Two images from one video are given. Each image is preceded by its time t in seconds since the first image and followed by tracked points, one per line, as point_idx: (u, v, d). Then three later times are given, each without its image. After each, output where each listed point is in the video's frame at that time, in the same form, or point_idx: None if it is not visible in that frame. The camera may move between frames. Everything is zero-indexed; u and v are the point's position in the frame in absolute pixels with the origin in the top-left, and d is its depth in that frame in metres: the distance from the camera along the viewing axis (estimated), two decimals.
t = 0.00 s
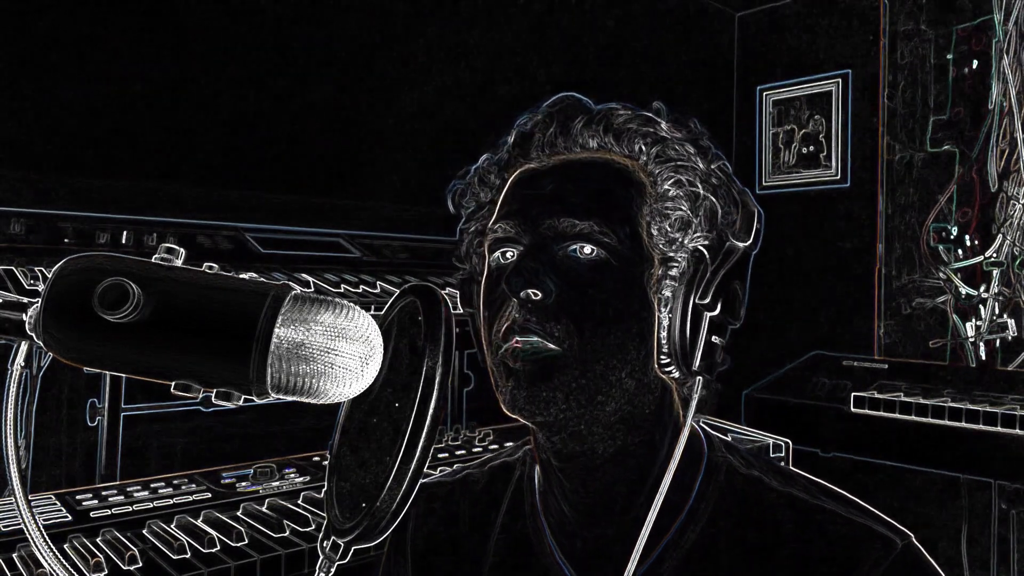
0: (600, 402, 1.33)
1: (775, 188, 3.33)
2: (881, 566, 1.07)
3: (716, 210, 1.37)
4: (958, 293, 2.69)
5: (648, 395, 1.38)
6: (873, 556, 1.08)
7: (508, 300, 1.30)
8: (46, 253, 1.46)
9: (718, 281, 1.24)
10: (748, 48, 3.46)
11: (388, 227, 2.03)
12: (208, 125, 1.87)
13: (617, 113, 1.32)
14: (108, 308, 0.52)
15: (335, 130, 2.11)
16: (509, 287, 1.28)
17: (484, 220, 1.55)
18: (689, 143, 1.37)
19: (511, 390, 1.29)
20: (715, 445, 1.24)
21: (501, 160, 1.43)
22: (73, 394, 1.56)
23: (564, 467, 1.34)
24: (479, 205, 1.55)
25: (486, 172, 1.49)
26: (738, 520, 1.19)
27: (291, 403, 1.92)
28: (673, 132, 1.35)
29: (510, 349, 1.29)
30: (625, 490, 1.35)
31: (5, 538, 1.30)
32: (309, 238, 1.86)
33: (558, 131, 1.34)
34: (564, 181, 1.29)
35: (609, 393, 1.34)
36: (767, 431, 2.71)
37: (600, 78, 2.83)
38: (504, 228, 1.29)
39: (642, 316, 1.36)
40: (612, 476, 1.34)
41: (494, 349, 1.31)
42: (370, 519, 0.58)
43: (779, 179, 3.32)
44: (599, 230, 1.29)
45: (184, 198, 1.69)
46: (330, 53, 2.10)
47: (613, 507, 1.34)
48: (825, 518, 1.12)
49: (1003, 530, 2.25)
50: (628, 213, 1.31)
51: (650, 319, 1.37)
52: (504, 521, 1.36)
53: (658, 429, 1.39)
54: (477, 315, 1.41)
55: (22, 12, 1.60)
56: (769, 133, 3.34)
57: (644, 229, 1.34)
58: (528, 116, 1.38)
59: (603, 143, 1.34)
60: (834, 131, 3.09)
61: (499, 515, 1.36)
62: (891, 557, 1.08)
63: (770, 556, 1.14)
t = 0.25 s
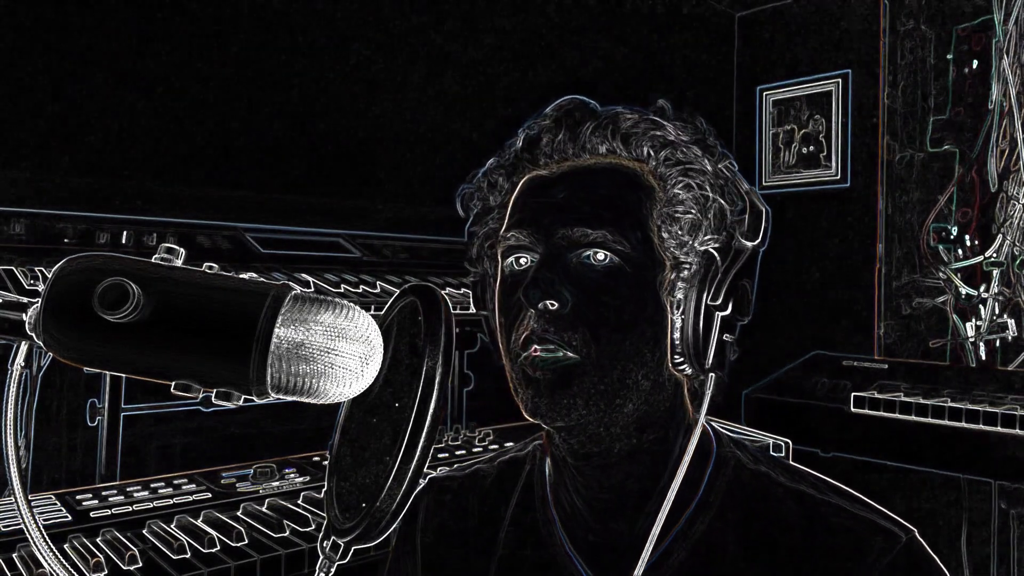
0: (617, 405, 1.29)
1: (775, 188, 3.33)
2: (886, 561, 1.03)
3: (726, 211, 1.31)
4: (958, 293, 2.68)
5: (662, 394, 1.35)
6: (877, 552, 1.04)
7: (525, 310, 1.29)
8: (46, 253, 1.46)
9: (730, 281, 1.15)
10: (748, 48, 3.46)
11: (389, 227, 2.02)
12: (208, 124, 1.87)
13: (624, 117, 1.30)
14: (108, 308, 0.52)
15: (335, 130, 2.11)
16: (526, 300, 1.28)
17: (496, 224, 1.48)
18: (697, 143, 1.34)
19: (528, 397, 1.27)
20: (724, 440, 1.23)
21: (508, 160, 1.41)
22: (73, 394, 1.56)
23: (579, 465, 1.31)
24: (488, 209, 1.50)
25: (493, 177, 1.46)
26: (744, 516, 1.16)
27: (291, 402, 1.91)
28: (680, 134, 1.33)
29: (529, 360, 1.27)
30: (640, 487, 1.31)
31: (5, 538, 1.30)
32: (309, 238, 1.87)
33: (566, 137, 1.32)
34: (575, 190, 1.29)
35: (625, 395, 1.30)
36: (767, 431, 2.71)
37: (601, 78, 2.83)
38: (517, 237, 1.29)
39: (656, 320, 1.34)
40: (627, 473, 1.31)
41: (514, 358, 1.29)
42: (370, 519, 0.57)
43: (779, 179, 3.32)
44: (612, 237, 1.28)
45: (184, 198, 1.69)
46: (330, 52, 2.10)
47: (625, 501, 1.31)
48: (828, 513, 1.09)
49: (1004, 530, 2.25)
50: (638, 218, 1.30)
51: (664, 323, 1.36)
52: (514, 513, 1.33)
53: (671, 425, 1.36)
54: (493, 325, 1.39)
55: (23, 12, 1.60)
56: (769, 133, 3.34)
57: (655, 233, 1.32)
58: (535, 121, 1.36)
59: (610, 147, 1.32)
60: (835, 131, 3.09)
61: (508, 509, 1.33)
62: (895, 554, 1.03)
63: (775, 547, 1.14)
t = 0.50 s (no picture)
0: (629, 396, 1.28)
1: (775, 188, 3.33)
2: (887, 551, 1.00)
3: (733, 210, 1.28)
4: (958, 293, 2.69)
5: (672, 387, 1.32)
6: (880, 542, 1.01)
7: (540, 305, 1.30)
8: (46, 253, 1.46)
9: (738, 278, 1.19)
10: (748, 48, 3.46)
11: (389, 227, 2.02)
12: (208, 124, 1.87)
13: (634, 119, 1.28)
14: (108, 308, 0.52)
15: (335, 130, 2.11)
16: (540, 294, 1.30)
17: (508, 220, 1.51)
18: (705, 144, 1.33)
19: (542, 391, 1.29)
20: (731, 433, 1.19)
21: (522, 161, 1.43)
22: (73, 394, 1.56)
23: (591, 457, 1.27)
24: (502, 208, 1.52)
25: (509, 177, 1.47)
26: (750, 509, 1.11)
27: (291, 402, 1.91)
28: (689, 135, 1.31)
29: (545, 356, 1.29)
30: (651, 478, 1.26)
31: (5, 539, 1.30)
32: (310, 239, 1.87)
33: (578, 138, 1.33)
34: (588, 190, 1.29)
35: (637, 388, 1.29)
36: (767, 431, 2.71)
37: (601, 77, 2.83)
38: (532, 236, 1.30)
39: (666, 318, 1.32)
40: (637, 464, 1.27)
41: (529, 351, 1.31)
42: (370, 518, 0.57)
43: (779, 179, 3.32)
44: (623, 236, 1.28)
45: (184, 198, 1.69)
46: (331, 52, 2.10)
47: (636, 491, 1.25)
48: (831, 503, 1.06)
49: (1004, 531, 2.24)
50: (648, 217, 1.29)
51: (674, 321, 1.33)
52: (524, 503, 1.30)
53: (682, 419, 1.32)
54: (510, 321, 1.42)
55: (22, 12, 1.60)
56: (769, 133, 3.34)
57: (665, 232, 1.31)
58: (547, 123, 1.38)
59: (621, 149, 1.31)
60: (835, 131, 3.09)
61: (518, 499, 1.30)
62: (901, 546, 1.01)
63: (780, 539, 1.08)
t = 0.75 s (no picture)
0: (629, 388, 1.26)
1: (775, 188, 3.33)
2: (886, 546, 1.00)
3: (735, 207, 1.28)
4: (958, 293, 2.67)
5: (672, 384, 1.31)
6: (880, 537, 1.01)
7: (543, 294, 1.27)
8: (45, 253, 1.46)
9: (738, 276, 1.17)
10: (748, 48, 3.47)
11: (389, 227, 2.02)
12: (208, 124, 1.87)
13: (640, 119, 1.30)
14: (108, 308, 0.52)
15: (335, 130, 2.11)
16: (544, 282, 1.27)
17: (512, 220, 1.52)
18: (707, 145, 1.34)
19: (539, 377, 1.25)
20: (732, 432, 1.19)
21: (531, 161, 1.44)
22: (73, 394, 1.56)
23: (591, 453, 1.26)
24: (509, 206, 1.52)
25: (517, 177, 1.49)
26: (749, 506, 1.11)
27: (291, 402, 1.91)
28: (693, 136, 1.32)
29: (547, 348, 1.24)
30: (650, 475, 1.26)
31: (5, 539, 1.30)
32: (309, 239, 1.87)
33: (585, 136, 1.34)
34: (594, 182, 1.28)
35: (638, 380, 1.27)
36: (768, 431, 2.71)
37: (601, 78, 2.83)
38: (537, 227, 1.28)
39: (667, 312, 1.31)
40: (637, 460, 1.26)
41: (530, 342, 1.27)
42: (371, 518, 0.57)
43: (779, 179, 3.32)
44: (628, 228, 1.27)
45: (184, 198, 1.69)
46: (331, 52, 2.10)
47: (636, 486, 1.25)
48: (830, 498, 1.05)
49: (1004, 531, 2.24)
50: (653, 211, 1.28)
51: (675, 315, 1.32)
52: (525, 501, 1.31)
53: (681, 415, 1.31)
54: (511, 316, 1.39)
55: (23, 12, 1.60)
56: (769, 133, 3.35)
57: (668, 228, 1.30)
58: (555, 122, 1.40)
59: (627, 147, 1.32)
60: (834, 131, 3.09)
61: (520, 498, 1.31)
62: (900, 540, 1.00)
63: (779, 537, 1.08)
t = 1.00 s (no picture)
0: (621, 385, 1.26)
1: (775, 188, 3.33)
2: (875, 543, 1.00)
3: (733, 211, 1.32)
4: (958, 293, 2.68)
5: (663, 384, 1.30)
6: (869, 535, 1.01)
7: (539, 283, 1.27)
8: (45, 253, 1.46)
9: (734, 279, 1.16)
10: (748, 48, 3.47)
11: (389, 227, 2.02)
12: (208, 124, 1.87)
13: (645, 120, 1.28)
14: (108, 308, 0.52)
15: (335, 130, 2.11)
16: (541, 270, 1.26)
17: (513, 215, 1.53)
18: (711, 149, 1.34)
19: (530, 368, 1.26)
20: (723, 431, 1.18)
21: (533, 157, 1.42)
22: (73, 394, 1.56)
23: (582, 452, 1.25)
24: (508, 202, 1.53)
25: (517, 172, 1.48)
26: (739, 505, 1.10)
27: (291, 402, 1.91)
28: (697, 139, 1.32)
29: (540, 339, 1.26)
30: (641, 475, 1.25)
31: (5, 539, 1.30)
32: (309, 239, 1.87)
33: (588, 133, 1.32)
34: (596, 177, 1.27)
35: (630, 378, 1.28)
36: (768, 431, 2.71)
37: (601, 78, 2.83)
38: (537, 219, 1.27)
39: (662, 307, 1.33)
40: (629, 460, 1.25)
41: (523, 334, 1.28)
42: (371, 519, 0.58)
43: (779, 179, 3.32)
44: (628, 223, 1.26)
45: (184, 198, 1.69)
46: (331, 52, 2.10)
47: (628, 487, 1.24)
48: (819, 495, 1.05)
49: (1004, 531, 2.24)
50: (653, 209, 1.29)
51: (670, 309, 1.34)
52: (517, 503, 1.26)
53: (673, 416, 1.30)
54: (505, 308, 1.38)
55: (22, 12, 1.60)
56: (769, 133, 3.35)
57: (667, 227, 1.30)
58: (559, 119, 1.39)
59: (630, 146, 1.31)
60: (834, 131, 3.09)
61: (512, 499, 1.26)
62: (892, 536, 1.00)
63: (770, 534, 1.06)
